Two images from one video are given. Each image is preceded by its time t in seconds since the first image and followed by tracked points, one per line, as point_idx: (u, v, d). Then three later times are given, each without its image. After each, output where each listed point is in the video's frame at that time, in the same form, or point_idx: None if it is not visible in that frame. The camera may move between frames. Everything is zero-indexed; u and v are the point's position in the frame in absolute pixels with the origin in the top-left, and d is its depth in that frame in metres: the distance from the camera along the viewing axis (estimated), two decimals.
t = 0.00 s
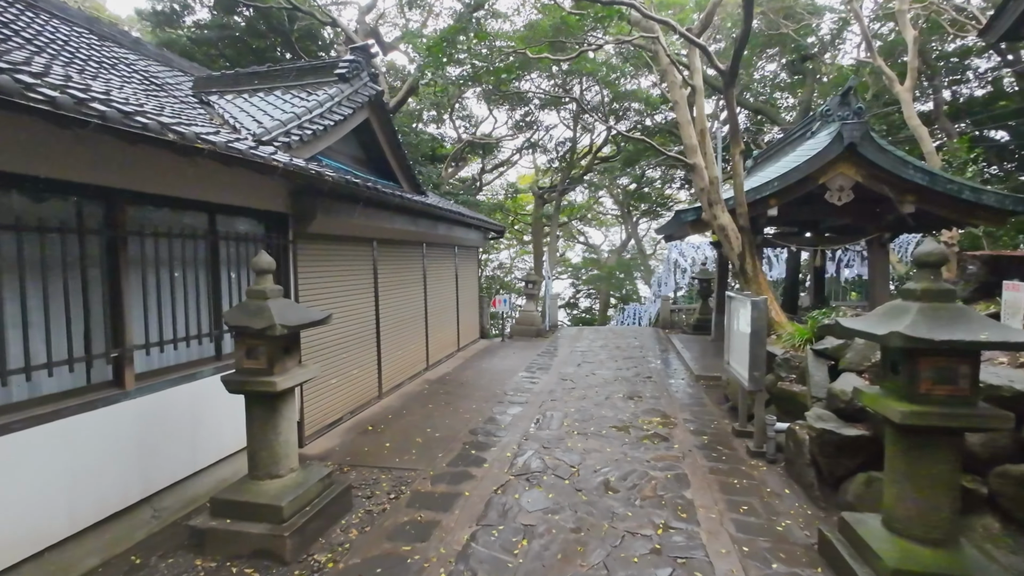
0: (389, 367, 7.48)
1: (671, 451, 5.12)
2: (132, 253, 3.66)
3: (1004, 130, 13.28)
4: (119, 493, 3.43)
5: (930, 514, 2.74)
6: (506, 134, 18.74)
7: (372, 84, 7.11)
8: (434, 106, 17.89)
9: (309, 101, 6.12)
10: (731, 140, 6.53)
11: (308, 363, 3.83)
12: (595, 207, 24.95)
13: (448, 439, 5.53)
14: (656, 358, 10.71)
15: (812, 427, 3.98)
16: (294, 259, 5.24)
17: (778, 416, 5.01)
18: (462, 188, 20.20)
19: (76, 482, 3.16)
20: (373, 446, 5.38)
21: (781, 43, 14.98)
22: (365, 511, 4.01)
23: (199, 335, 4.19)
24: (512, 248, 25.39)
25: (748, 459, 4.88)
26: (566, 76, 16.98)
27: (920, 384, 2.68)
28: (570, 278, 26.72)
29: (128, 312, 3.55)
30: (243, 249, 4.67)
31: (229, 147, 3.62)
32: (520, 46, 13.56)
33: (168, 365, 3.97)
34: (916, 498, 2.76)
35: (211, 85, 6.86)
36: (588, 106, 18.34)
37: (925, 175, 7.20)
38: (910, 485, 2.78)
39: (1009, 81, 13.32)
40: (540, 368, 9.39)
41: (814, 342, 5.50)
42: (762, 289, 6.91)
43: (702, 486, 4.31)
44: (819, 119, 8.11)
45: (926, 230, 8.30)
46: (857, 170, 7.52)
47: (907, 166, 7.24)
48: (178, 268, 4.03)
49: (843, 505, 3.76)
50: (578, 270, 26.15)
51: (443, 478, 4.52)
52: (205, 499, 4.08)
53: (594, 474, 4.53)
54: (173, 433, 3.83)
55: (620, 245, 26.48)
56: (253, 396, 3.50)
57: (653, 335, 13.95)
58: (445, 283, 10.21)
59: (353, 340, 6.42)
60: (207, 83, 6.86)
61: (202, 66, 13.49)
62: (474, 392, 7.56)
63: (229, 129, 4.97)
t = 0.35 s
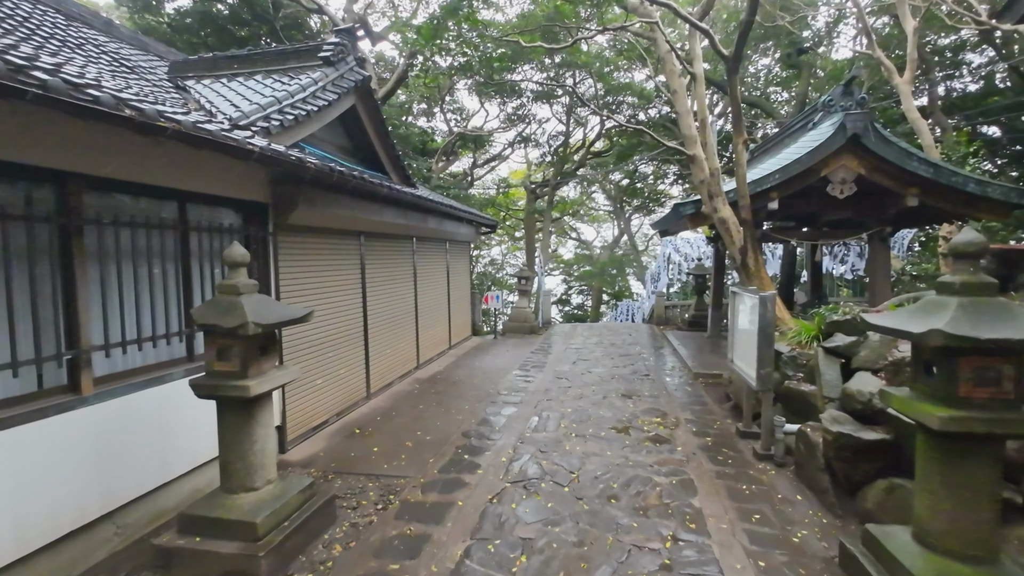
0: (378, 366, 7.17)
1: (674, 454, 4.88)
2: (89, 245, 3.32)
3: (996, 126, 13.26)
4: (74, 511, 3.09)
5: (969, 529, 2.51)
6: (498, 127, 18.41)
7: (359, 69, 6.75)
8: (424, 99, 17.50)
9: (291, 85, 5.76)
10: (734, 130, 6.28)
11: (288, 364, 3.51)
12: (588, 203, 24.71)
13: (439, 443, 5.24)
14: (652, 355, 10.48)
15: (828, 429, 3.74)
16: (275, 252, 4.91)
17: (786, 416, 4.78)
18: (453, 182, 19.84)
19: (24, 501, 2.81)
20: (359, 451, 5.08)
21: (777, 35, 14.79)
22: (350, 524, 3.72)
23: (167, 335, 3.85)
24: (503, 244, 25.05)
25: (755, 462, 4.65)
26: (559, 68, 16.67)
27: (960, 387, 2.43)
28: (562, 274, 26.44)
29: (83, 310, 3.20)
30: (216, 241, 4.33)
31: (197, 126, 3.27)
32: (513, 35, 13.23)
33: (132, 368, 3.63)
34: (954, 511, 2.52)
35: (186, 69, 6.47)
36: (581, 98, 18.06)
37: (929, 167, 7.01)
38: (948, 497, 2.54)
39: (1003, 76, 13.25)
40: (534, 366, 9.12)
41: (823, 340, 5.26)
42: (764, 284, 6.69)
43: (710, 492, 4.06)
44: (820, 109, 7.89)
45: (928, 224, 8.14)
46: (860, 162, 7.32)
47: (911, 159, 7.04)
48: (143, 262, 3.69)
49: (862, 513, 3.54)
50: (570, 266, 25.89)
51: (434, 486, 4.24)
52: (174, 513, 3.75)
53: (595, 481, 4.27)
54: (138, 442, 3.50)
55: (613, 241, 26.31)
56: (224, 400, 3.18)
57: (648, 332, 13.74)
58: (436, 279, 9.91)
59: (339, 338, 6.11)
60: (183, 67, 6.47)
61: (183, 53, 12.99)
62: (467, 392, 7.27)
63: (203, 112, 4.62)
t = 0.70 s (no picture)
0: (370, 369, 6.93)
1: (681, 461, 4.67)
2: (49, 243, 3.03)
3: (992, 123, 13.22)
4: (35, 537, 2.81)
5: (1016, 554, 2.29)
6: (492, 123, 18.14)
7: (349, 59, 6.46)
8: (417, 93, 17.17)
9: (276, 74, 5.46)
10: (739, 123, 6.07)
11: (271, 372, 3.25)
12: (582, 200, 24.53)
13: (434, 450, 5.00)
14: (650, 355, 10.30)
15: (848, 438, 3.52)
16: (259, 251, 4.64)
17: (797, 421, 4.59)
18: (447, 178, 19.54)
19: None
20: (350, 460, 4.83)
21: (774, 30, 14.64)
22: (340, 542, 3.48)
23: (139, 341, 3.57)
24: (497, 241, 24.77)
25: (765, 469, 4.45)
26: (554, 62, 16.44)
27: (1010, 399, 2.22)
28: (557, 272, 26.24)
29: (43, 315, 2.92)
30: (195, 240, 4.04)
31: (169, 113, 2.96)
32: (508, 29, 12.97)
33: (100, 377, 3.35)
34: (1000, 535, 2.31)
35: (166, 57, 6.15)
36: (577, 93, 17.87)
37: (936, 163, 6.84)
38: (993, 519, 2.33)
39: (999, 73, 13.20)
40: (531, 367, 8.89)
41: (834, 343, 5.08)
42: (769, 282, 6.49)
43: (721, 503, 3.86)
44: (825, 104, 7.70)
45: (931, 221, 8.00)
46: (864, 157, 7.15)
47: (918, 153, 6.86)
48: (113, 262, 3.40)
49: (883, 527, 3.34)
50: (564, 263, 25.70)
51: (429, 499, 4.00)
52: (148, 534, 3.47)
53: (600, 492, 4.05)
54: (106, 457, 3.22)
55: (607, 238, 26.11)
56: (201, 414, 2.92)
57: (645, 330, 13.56)
58: (430, 278, 9.65)
59: (330, 341, 5.87)
60: (163, 56, 6.14)
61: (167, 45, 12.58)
62: (462, 394, 7.04)
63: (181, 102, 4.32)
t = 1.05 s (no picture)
0: (365, 369, 6.66)
1: (693, 466, 4.43)
2: (7, 235, 2.72)
3: (991, 119, 13.14)
4: None
5: None
6: (487, 117, 17.84)
7: (341, 44, 6.13)
8: (411, 87, 16.83)
9: (263, 58, 5.14)
10: (749, 113, 5.83)
11: (257, 378, 2.97)
12: (577, 197, 24.31)
13: (433, 457, 4.75)
14: (651, 353, 10.08)
15: (877, 446, 3.30)
16: (245, 245, 4.34)
17: (815, 424, 4.37)
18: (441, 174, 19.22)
19: None
20: (344, 468, 4.56)
21: (773, 24, 14.46)
22: (333, 561, 3.21)
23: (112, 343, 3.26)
24: (492, 238, 24.46)
25: (782, 475, 4.23)
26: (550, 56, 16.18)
27: None
28: (552, 269, 26.00)
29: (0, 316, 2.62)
30: (173, 233, 3.73)
31: (141, 90, 2.65)
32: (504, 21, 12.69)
33: (67, 384, 3.04)
34: None
35: (147, 41, 5.80)
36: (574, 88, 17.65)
37: (948, 156, 6.64)
38: None
39: (997, 69, 13.05)
40: (530, 366, 8.65)
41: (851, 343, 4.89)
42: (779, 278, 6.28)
43: (740, 513, 3.63)
44: (833, 95, 7.49)
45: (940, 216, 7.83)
46: (874, 150, 6.95)
47: (930, 146, 6.66)
48: (80, 256, 3.09)
49: (919, 540, 3.13)
50: (559, 261, 25.46)
51: (429, 511, 3.75)
52: (121, 555, 3.18)
53: (611, 501, 3.81)
54: (73, 472, 2.92)
55: (602, 235, 25.92)
56: (179, 425, 2.63)
57: (644, 328, 13.35)
58: (426, 275, 9.37)
59: (322, 340, 5.60)
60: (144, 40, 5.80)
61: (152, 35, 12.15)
62: (461, 396, 6.78)
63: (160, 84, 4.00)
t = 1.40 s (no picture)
0: (359, 369, 6.47)
1: (700, 469, 4.27)
2: None
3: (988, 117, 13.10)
4: None
5: None
6: (482, 114, 17.64)
7: (333, 31, 5.91)
8: (405, 83, 16.59)
9: (251, 44, 4.92)
10: (754, 104, 5.68)
11: (242, 380, 2.77)
12: (573, 195, 24.15)
13: (429, 460, 4.56)
14: (650, 351, 9.93)
15: (897, 449, 3.14)
16: (231, 240, 4.12)
17: (826, 425, 4.23)
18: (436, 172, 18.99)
19: None
20: (336, 473, 4.36)
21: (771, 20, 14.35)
22: (323, 574, 3.02)
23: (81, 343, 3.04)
24: (487, 236, 24.23)
25: (793, 478, 4.08)
26: (546, 51, 16.02)
27: None
28: (547, 268, 25.82)
29: None
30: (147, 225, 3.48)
31: (111, 69, 2.44)
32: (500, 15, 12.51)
33: (35, 387, 2.83)
34: None
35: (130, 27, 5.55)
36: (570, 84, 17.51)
37: (953, 150, 6.53)
38: None
39: (993, 66, 12.84)
40: (527, 365, 8.46)
41: (861, 341, 4.77)
42: (783, 275, 6.12)
43: (752, 519, 3.47)
44: (836, 88, 7.36)
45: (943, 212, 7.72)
46: (878, 144, 6.84)
47: (935, 140, 6.55)
48: (45, 251, 2.86)
49: (942, 547, 2.98)
50: (555, 259, 25.29)
51: (426, 519, 3.56)
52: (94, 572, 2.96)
53: (617, 507, 3.64)
54: (38, 484, 2.70)
55: (598, 233, 25.75)
56: (156, 432, 2.43)
57: (642, 326, 13.21)
58: (421, 272, 9.17)
59: (314, 339, 5.40)
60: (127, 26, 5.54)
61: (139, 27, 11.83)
62: (457, 396, 6.58)
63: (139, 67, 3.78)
